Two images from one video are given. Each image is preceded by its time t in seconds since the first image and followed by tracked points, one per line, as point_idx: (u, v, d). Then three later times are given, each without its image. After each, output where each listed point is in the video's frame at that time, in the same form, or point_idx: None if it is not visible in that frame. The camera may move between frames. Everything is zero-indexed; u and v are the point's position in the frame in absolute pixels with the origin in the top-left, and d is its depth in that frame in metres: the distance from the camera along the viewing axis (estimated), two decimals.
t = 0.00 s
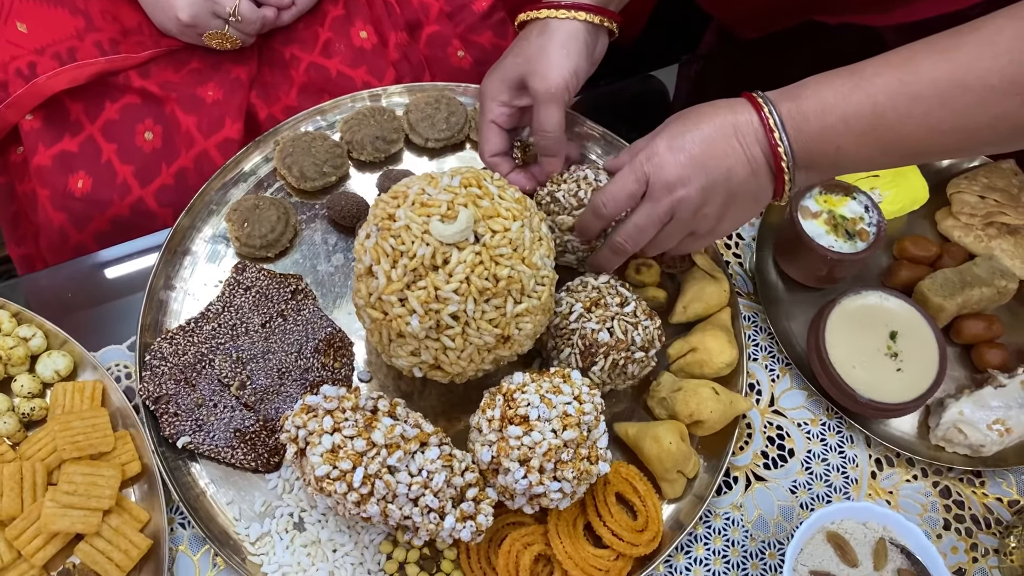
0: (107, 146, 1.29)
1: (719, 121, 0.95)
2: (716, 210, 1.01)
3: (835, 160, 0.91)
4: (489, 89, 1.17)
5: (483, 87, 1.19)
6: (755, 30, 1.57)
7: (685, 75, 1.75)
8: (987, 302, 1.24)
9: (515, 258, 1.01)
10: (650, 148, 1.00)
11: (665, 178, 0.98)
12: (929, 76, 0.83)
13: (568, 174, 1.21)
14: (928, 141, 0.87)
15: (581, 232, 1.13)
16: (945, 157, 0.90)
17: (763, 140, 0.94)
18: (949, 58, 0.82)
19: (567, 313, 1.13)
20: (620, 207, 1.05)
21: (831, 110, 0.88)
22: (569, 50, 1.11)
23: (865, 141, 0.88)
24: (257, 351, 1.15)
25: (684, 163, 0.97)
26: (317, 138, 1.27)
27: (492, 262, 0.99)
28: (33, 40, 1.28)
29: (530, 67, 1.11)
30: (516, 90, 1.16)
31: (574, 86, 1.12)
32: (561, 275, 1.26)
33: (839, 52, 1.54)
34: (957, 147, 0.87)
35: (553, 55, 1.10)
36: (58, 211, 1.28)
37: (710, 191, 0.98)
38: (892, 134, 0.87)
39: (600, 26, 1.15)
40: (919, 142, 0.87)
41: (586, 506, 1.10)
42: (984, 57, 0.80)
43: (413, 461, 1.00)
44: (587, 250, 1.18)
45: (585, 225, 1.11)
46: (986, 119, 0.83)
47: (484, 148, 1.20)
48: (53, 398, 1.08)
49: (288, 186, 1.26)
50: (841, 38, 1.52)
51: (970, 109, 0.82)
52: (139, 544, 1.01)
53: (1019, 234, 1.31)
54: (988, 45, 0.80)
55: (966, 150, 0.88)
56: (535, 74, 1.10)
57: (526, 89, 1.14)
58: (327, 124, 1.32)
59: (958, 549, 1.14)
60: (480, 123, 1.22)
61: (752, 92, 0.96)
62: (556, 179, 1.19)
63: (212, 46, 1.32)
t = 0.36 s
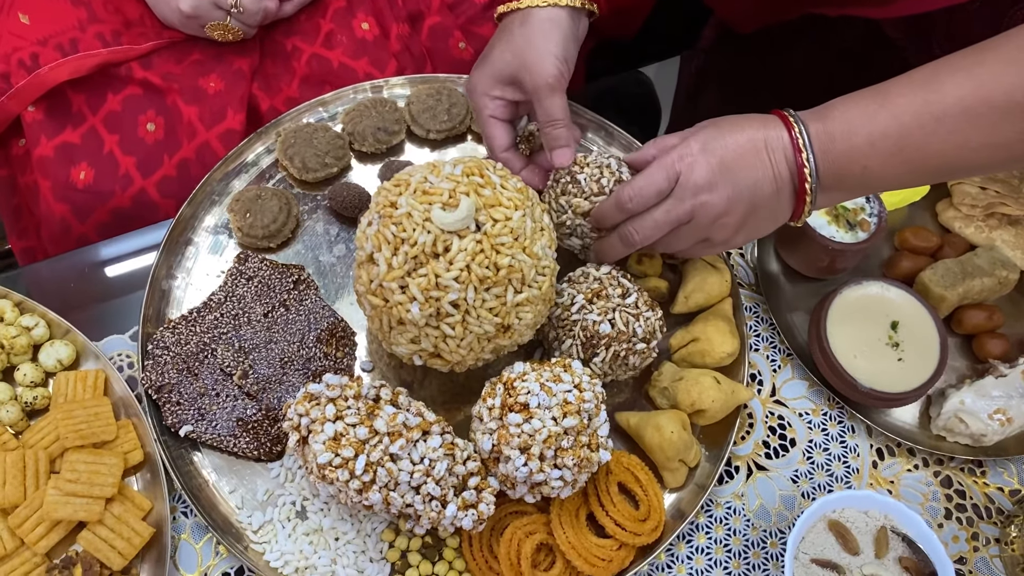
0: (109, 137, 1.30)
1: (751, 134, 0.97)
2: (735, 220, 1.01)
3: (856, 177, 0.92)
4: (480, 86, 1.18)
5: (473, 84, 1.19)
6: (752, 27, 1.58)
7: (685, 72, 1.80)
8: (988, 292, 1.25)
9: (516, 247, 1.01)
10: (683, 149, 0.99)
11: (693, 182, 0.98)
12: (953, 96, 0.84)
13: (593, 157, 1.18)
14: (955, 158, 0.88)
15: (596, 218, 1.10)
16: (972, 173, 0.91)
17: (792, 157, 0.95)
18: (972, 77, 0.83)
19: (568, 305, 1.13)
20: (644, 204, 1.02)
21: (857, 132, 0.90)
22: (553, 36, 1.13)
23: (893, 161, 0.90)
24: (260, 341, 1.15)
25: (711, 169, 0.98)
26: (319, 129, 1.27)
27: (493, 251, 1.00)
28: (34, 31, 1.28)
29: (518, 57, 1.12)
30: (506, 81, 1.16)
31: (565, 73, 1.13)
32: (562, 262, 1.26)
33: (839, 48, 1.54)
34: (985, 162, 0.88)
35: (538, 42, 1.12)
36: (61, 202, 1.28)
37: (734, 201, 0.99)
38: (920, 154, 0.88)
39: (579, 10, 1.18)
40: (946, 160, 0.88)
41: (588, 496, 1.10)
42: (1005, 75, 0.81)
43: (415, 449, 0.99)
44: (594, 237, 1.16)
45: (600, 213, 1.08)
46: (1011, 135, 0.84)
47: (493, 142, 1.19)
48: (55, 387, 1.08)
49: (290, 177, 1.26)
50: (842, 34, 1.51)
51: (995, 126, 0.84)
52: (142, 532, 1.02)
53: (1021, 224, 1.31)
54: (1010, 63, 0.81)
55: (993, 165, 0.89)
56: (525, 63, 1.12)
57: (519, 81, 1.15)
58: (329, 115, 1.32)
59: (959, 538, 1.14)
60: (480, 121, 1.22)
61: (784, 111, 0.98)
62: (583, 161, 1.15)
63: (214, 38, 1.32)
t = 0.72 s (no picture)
0: (101, 137, 1.30)
1: (741, 125, 0.96)
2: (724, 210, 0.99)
3: (844, 172, 0.91)
4: (465, 90, 1.18)
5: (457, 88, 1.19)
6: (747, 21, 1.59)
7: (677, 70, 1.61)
8: (979, 289, 1.25)
9: (505, 245, 1.01)
10: (672, 136, 0.98)
11: (682, 169, 0.97)
12: (941, 90, 0.83)
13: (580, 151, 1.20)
14: (943, 154, 0.86)
15: (579, 207, 1.06)
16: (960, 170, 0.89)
17: (782, 148, 0.93)
18: (961, 73, 0.82)
19: (558, 303, 1.13)
20: (632, 189, 1.01)
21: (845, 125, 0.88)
22: (540, 40, 1.12)
23: (881, 157, 0.88)
24: (251, 340, 1.15)
25: (700, 157, 0.96)
26: (310, 128, 1.27)
27: (482, 249, 1.00)
28: (26, 31, 1.28)
29: (505, 62, 1.12)
30: (493, 86, 1.16)
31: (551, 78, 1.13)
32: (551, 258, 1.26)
33: (831, 46, 1.58)
34: (973, 158, 0.86)
35: (524, 46, 1.11)
36: (53, 202, 1.28)
37: (724, 190, 0.97)
38: (908, 149, 0.87)
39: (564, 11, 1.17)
40: (934, 157, 0.87)
41: (579, 495, 1.10)
42: (995, 70, 0.79)
43: (406, 448, 1.00)
44: (582, 229, 1.16)
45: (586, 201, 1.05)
46: (999, 132, 0.82)
47: (479, 147, 1.20)
48: (46, 387, 1.08)
49: (282, 177, 1.26)
50: (832, 32, 1.57)
51: (983, 121, 0.82)
52: (132, 531, 1.01)
53: (1011, 221, 1.31)
54: (999, 58, 0.80)
55: (983, 162, 0.87)
56: (512, 69, 1.12)
57: (504, 85, 1.15)
58: (321, 114, 1.32)
59: (950, 535, 1.14)
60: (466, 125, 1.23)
61: (775, 105, 0.96)
62: (572, 155, 1.17)
63: (205, 37, 1.33)
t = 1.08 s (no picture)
0: (89, 143, 1.30)
1: (728, 128, 0.97)
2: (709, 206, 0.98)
3: (826, 174, 0.91)
4: (454, 102, 1.20)
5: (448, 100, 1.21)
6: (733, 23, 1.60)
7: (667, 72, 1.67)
8: (965, 287, 1.25)
9: (489, 248, 1.02)
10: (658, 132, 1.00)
11: (668, 161, 0.97)
12: (923, 95, 0.83)
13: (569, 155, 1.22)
14: (926, 159, 0.87)
15: (568, 200, 1.08)
16: (944, 176, 0.90)
17: (769, 148, 0.94)
18: (943, 79, 0.82)
19: (544, 304, 1.14)
20: (618, 181, 1.01)
21: (829, 130, 0.89)
22: (518, 52, 1.11)
23: (863, 161, 0.88)
24: (238, 344, 1.16)
25: (685, 152, 0.97)
26: (297, 132, 1.27)
27: (466, 251, 1.00)
28: (14, 38, 1.29)
29: (485, 75, 1.13)
30: (477, 97, 1.17)
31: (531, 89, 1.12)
32: (537, 258, 1.26)
33: (817, 46, 1.56)
34: (956, 164, 0.87)
35: (502, 58, 1.11)
36: (41, 208, 1.28)
37: (709, 185, 0.96)
38: (890, 152, 0.87)
39: (548, 21, 1.15)
40: (916, 160, 0.87)
41: (566, 495, 1.11)
42: (975, 76, 0.80)
43: (391, 450, 1.00)
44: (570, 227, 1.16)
45: (576, 191, 1.06)
46: (979, 136, 0.82)
47: (469, 157, 1.22)
48: (34, 392, 1.09)
49: (270, 181, 1.27)
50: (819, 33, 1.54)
51: (964, 125, 0.82)
52: (121, 535, 1.02)
53: (996, 220, 1.32)
54: (978, 62, 0.80)
55: (964, 168, 0.87)
56: (491, 81, 1.12)
57: (486, 96, 1.15)
58: (307, 118, 1.32)
59: (936, 532, 1.15)
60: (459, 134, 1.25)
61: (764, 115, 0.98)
62: (559, 155, 1.19)
63: (192, 42, 1.33)
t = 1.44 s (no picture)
0: (81, 147, 1.31)
1: (712, 127, 0.98)
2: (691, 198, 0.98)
3: (807, 171, 0.92)
4: (443, 103, 1.20)
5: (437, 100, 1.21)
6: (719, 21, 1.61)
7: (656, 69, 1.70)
8: (953, 280, 1.26)
9: (477, 248, 1.03)
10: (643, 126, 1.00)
11: (651, 152, 0.97)
12: (899, 93, 0.84)
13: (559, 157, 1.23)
14: (905, 157, 0.88)
15: (555, 193, 1.08)
16: (923, 174, 0.90)
17: (752, 145, 0.95)
18: (920, 75, 0.83)
19: (533, 305, 1.15)
20: (603, 174, 1.02)
21: (810, 129, 0.90)
22: (513, 59, 1.12)
23: (843, 157, 0.89)
24: (230, 345, 1.17)
25: (668, 145, 0.96)
26: (287, 134, 1.28)
27: (454, 251, 1.01)
28: (4, 43, 1.30)
29: (479, 81, 1.13)
30: (469, 100, 1.17)
31: (523, 96, 1.13)
32: (528, 259, 1.27)
33: (802, 43, 1.57)
34: (934, 161, 0.88)
35: (497, 64, 1.12)
36: (33, 212, 1.29)
37: (692, 178, 0.97)
38: (870, 149, 0.88)
39: (542, 28, 1.16)
40: (895, 156, 0.88)
41: (558, 492, 1.11)
42: (951, 72, 0.81)
43: (382, 449, 1.01)
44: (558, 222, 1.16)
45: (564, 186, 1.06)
46: (955, 132, 0.83)
47: (458, 158, 1.23)
48: (27, 395, 1.09)
49: (260, 183, 1.27)
50: (802, 31, 1.56)
51: (940, 122, 0.83)
52: (115, 536, 1.02)
53: (982, 213, 1.32)
54: (950, 60, 0.81)
55: (943, 165, 0.88)
56: (484, 87, 1.13)
57: (479, 100, 1.16)
58: (297, 120, 1.33)
59: (926, 523, 1.16)
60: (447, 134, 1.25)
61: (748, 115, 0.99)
62: (550, 155, 1.20)
63: (182, 46, 1.34)
